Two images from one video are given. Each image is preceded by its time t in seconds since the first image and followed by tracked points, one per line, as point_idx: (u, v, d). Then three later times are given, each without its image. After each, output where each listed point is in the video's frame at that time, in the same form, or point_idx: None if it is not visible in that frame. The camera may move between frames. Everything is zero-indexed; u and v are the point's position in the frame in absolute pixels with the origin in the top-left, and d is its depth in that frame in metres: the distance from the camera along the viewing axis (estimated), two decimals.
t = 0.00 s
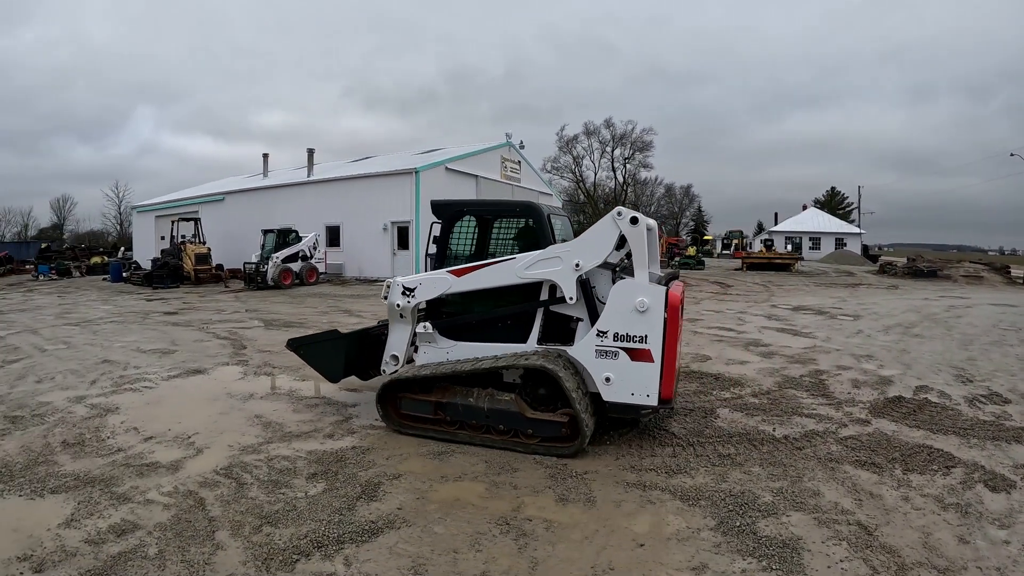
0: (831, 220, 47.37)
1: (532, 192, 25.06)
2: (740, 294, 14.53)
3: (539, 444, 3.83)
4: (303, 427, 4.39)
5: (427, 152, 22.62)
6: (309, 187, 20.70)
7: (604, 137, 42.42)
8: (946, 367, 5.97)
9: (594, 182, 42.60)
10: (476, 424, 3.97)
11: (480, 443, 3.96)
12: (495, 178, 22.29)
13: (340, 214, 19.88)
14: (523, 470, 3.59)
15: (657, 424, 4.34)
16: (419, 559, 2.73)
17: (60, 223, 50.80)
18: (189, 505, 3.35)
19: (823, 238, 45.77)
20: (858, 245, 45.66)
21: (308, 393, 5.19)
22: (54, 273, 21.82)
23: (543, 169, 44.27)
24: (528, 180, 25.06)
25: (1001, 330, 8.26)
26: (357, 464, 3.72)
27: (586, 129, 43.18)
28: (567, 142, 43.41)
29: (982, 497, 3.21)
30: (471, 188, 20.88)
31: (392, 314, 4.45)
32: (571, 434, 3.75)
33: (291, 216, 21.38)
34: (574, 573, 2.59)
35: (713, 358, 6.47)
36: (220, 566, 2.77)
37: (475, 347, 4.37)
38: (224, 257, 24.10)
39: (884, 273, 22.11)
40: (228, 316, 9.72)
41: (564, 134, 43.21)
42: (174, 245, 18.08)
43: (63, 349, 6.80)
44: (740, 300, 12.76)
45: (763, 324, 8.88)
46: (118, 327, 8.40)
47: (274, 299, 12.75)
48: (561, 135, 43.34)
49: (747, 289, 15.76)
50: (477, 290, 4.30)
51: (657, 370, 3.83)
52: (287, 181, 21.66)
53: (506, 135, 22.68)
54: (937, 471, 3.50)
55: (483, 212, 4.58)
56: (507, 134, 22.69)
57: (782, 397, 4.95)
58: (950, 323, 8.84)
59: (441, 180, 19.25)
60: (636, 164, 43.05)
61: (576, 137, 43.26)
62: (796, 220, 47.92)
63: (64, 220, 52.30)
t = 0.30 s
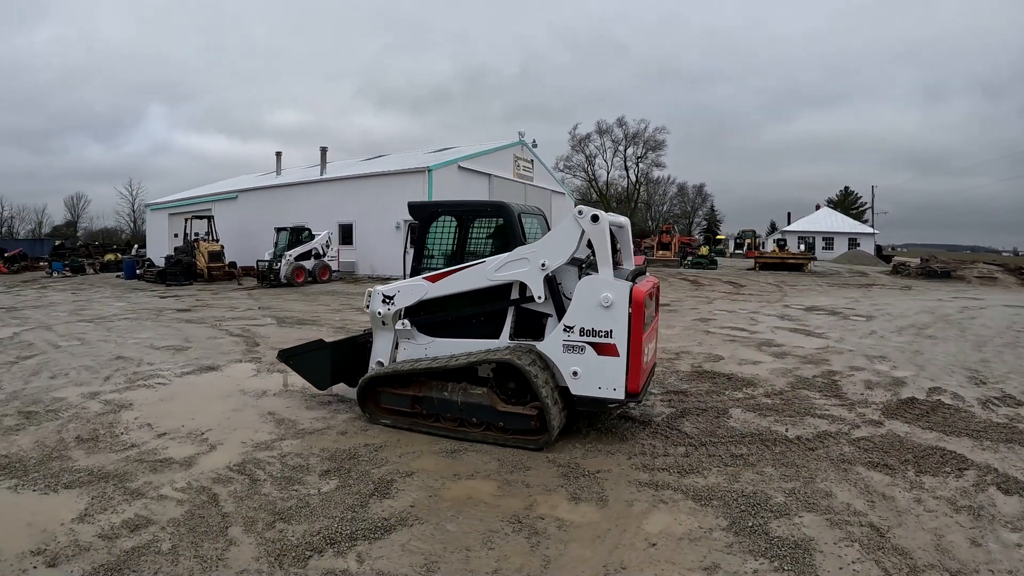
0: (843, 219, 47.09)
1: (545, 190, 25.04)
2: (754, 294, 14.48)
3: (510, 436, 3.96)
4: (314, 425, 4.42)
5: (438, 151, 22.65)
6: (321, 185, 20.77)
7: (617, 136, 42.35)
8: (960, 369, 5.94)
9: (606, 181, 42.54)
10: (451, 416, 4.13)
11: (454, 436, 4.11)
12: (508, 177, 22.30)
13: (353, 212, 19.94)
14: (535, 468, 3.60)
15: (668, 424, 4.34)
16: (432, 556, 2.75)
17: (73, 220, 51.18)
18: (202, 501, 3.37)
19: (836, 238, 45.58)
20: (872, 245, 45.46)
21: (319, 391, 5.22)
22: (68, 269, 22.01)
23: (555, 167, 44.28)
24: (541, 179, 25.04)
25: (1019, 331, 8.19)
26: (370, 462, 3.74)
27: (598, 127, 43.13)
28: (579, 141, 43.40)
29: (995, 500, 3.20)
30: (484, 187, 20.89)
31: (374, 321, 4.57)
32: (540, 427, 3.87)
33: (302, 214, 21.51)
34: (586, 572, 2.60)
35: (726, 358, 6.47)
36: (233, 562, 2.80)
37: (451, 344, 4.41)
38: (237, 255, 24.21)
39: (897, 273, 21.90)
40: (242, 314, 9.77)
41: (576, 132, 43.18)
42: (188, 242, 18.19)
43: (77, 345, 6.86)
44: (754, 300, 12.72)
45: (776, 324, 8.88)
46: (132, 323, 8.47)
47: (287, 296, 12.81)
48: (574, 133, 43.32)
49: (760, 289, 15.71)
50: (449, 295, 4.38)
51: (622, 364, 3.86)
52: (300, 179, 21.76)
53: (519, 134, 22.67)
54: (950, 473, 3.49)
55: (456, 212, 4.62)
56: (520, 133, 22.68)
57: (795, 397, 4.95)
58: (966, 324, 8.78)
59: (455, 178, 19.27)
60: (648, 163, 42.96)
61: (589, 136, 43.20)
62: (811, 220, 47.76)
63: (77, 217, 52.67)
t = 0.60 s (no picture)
0: (852, 219, 46.86)
1: (554, 189, 25.03)
2: (765, 293, 14.45)
3: (488, 430, 4.08)
4: (322, 422, 4.45)
5: (446, 150, 22.66)
6: (331, 182, 20.84)
7: (626, 134, 42.29)
8: (971, 370, 5.92)
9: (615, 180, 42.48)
10: (432, 410, 4.25)
11: (435, 428, 4.23)
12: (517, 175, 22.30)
13: (363, 210, 20.00)
14: (544, 467, 3.61)
15: (677, 423, 4.35)
16: (441, 553, 2.76)
17: (83, 217, 51.48)
18: (212, 497, 3.40)
19: (846, 238, 45.45)
20: (881, 245, 45.24)
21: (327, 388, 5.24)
22: (78, 266, 22.17)
23: (564, 166, 44.26)
24: (551, 177, 25.03)
25: None
26: (379, 459, 3.76)
27: (608, 126, 43.09)
28: (588, 139, 43.39)
29: (1003, 502, 3.20)
30: (493, 185, 20.90)
31: (363, 324, 4.66)
32: (516, 421, 3.97)
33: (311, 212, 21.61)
34: (595, 570, 2.61)
35: (735, 358, 6.47)
36: (243, 557, 2.82)
37: (434, 339, 4.47)
38: (246, 253, 24.30)
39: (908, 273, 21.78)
40: (252, 311, 9.81)
41: (586, 130, 43.10)
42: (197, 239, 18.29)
43: (88, 341, 6.91)
44: (765, 300, 12.68)
45: (785, 324, 8.86)
46: (142, 320, 8.52)
47: (297, 294, 12.85)
48: (583, 132, 43.26)
49: (770, 288, 15.66)
50: (433, 296, 4.43)
51: (598, 361, 3.87)
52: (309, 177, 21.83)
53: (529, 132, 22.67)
54: (959, 475, 3.49)
55: (439, 211, 4.64)
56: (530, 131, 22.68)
57: (805, 397, 4.95)
58: (978, 326, 8.74)
59: (464, 176, 19.30)
60: (657, 162, 42.88)
61: (598, 134, 43.15)
62: (820, 220, 47.58)
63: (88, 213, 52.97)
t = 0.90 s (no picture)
0: (857, 219, 46.77)
1: (559, 188, 25.02)
2: (771, 292, 14.43)
3: (474, 425, 4.13)
4: (325, 420, 4.46)
5: (450, 149, 22.67)
6: (336, 181, 20.87)
7: (631, 133, 42.26)
8: (977, 371, 5.90)
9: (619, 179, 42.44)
10: (421, 405, 4.32)
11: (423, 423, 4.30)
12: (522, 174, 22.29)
13: (367, 209, 20.01)
14: (548, 465, 3.62)
15: (681, 423, 4.35)
16: (445, 552, 2.77)
17: (88, 215, 51.60)
18: (217, 494, 3.41)
19: (851, 238, 45.36)
20: (887, 245, 45.14)
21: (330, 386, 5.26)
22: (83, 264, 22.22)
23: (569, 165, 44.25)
24: (556, 176, 25.01)
25: None
26: (383, 457, 3.77)
27: (613, 125, 43.05)
28: (593, 138, 43.35)
29: (1008, 503, 3.19)
30: (497, 184, 20.89)
31: (354, 323, 4.66)
32: (503, 416, 4.02)
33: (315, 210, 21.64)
34: (600, 569, 2.62)
35: (740, 357, 6.47)
36: (247, 555, 2.83)
37: (424, 336, 4.50)
38: (251, 252, 24.32)
39: (913, 274, 21.73)
40: (258, 309, 9.83)
41: (591, 129, 43.08)
42: (202, 238, 18.33)
43: (94, 339, 6.93)
44: (770, 300, 12.66)
45: (790, 324, 8.86)
46: (148, 318, 8.52)
47: (302, 292, 12.85)
48: (588, 131, 43.24)
49: (775, 288, 15.64)
50: (422, 295, 4.44)
51: (582, 358, 3.88)
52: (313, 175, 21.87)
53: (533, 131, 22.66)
54: (964, 476, 3.48)
55: (429, 211, 4.64)
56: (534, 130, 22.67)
57: (809, 397, 4.95)
58: (986, 326, 8.71)
59: (468, 175, 19.30)
60: (662, 161, 42.83)
61: (602, 133, 43.10)
62: (825, 221, 47.51)
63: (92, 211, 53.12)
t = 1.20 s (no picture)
0: (860, 218, 46.72)
1: (562, 187, 25.00)
2: (774, 292, 14.41)
3: (472, 423, 4.13)
4: (327, 418, 4.46)
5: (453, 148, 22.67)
6: (339, 180, 20.89)
7: (634, 132, 42.23)
8: (980, 371, 5.89)
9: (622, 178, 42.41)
10: (419, 403, 4.32)
11: (422, 420, 4.30)
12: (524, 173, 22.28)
13: (369, 208, 20.02)
14: (551, 464, 3.62)
15: (684, 421, 4.35)
16: (448, 550, 2.77)
17: (91, 213, 51.66)
18: (219, 492, 3.41)
19: (853, 238, 45.29)
20: (890, 245, 45.05)
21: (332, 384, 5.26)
22: (86, 263, 22.25)
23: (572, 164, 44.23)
24: (558, 175, 25.01)
25: None
26: (386, 455, 3.77)
27: (615, 124, 43.04)
28: (596, 137, 43.32)
29: (1011, 503, 3.19)
30: (500, 182, 20.89)
31: (354, 322, 4.66)
32: (501, 413, 4.02)
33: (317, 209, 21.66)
34: (603, 568, 2.61)
35: (743, 356, 6.46)
36: (250, 552, 2.83)
37: (422, 335, 4.50)
38: (254, 250, 24.35)
39: (916, 273, 21.69)
40: (262, 307, 9.83)
41: (594, 128, 43.05)
42: (205, 236, 18.33)
43: (97, 337, 6.93)
44: (773, 299, 12.64)
45: (794, 323, 8.84)
46: (151, 316, 8.53)
47: (305, 290, 12.86)
48: (591, 130, 43.21)
49: (778, 288, 15.61)
50: (420, 293, 4.45)
51: (579, 355, 3.88)
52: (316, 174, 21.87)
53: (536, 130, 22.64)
54: (967, 476, 3.48)
55: (429, 209, 4.64)
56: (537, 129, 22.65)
57: (812, 396, 4.95)
58: (990, 326, 8.69)
59: (471, 174, 19.30)
60: (664, 160, 42.80)
61: (605, 132, 43.07)
62: (828, 221, 47.45)
63: (95, 209, 53.13)
